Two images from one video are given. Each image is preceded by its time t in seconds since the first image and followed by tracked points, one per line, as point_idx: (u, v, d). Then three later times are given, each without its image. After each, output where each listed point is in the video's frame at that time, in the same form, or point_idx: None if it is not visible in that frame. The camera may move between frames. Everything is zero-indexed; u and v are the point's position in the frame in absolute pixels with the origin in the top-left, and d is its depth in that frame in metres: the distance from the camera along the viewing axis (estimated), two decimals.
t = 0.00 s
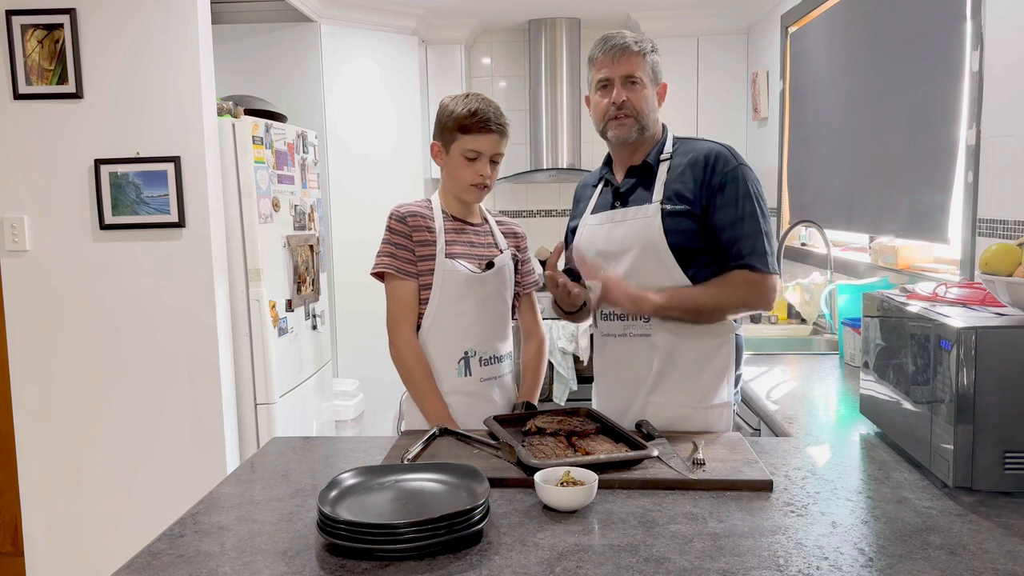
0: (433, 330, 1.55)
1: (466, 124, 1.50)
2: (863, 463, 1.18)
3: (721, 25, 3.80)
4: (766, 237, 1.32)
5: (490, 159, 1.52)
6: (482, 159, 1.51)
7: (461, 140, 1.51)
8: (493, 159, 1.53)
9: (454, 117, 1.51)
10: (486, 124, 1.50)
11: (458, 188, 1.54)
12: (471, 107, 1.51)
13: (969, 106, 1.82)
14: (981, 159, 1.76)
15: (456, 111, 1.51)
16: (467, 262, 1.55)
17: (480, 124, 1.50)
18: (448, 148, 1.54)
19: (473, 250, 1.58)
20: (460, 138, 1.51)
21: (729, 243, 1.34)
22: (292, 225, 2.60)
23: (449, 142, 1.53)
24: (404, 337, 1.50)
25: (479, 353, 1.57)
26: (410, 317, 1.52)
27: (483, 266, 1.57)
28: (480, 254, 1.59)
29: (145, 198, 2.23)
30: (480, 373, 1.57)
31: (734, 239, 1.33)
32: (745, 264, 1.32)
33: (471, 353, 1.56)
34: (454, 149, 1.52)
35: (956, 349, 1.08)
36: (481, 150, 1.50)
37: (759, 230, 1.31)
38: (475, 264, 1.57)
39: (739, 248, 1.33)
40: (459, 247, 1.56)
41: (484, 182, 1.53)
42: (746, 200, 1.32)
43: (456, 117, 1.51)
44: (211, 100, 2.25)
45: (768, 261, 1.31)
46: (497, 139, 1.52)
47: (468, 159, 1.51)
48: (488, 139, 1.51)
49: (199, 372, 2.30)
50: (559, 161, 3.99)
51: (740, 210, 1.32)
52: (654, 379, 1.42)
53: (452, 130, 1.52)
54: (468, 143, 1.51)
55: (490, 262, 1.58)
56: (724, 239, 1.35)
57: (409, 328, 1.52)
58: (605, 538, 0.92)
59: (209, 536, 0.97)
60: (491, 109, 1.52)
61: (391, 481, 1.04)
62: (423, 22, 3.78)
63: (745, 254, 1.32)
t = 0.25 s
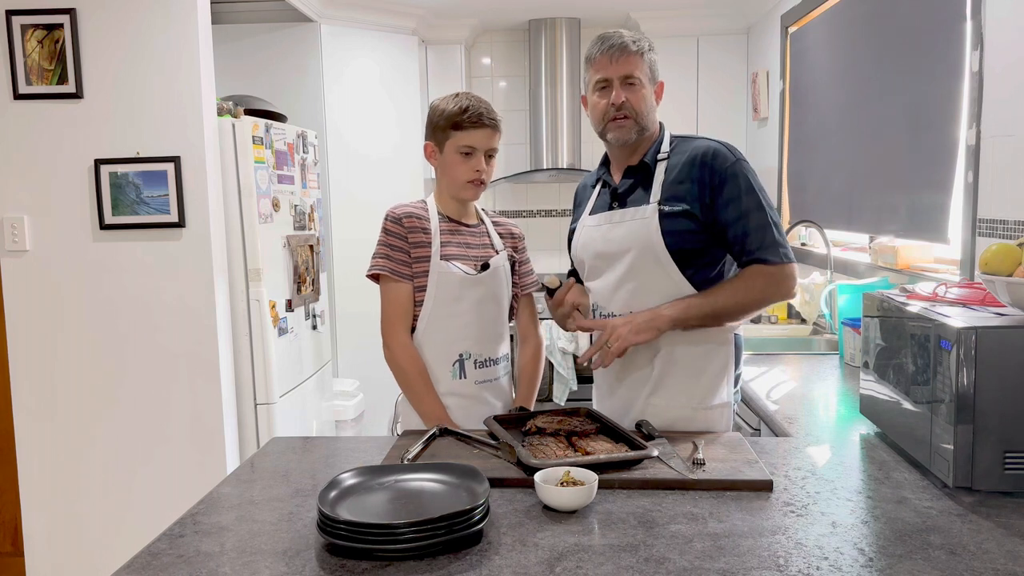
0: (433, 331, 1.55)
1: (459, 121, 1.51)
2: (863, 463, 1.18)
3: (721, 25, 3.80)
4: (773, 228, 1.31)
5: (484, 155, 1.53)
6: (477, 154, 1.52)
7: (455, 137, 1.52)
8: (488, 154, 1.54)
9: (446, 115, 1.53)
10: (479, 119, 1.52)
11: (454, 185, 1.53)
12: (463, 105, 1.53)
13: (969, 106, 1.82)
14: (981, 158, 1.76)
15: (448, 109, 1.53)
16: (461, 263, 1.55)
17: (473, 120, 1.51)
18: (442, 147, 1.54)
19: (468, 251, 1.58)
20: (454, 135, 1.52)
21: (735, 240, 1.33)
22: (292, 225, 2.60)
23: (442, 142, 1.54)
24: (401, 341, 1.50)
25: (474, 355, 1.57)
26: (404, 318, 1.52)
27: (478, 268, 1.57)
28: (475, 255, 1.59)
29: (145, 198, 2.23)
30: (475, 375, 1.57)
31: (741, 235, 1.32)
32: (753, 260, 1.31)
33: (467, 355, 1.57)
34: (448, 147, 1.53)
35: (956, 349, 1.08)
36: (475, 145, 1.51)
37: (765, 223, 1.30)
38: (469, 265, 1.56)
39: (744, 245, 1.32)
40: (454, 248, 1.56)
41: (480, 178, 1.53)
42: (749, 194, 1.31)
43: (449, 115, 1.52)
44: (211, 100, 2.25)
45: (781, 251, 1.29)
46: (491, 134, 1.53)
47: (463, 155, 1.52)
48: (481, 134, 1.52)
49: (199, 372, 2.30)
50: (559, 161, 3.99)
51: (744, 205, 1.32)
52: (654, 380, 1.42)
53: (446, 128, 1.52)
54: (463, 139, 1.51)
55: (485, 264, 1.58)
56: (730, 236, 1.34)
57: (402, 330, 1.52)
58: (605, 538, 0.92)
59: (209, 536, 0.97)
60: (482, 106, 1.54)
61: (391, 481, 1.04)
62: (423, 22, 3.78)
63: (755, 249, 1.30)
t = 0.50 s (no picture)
0: (432, 331, 1.55)
1: (455, 120, 1.52)
2: (863, 463, 1.18)
3: (720, 25, 3.80)
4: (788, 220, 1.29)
5: (482, 152, 1.53)
6: (476, 152, 1.52)
7: (452, 136, 1.52)
8: (486, 151, 1.54)
9: (442, 115, 1.53)
10: (475, 117, 1.52)
11: (454, 185, 1.53)
12: (459, 104, 1.53)
13: (969, 106, 1.82)
14: (981, 158, 1.76)
15: (444, 109, 1.53)
16: (459, 265, 1.55)
17: (469, 118, 1.51)
18: (440, 147, 1.54)
19: (466, 253, 1.58)
20: (451, 134, 1.52)
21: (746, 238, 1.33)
22: (292, 225, 2.60)
23: (440, 142, 1.54)
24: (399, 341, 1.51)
25: (474, 357, 1.56)
26: (403, 319, 1.53)
27: (476, 269, 1.57)
28: (474, 257, 1.59)
29: (145, 198, 2.23)
30: (475, 378, 1.56)
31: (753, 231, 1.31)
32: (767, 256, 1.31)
33: (466, 358, 1.56)
34: (446, 146, 1.53)
35: (956, 349, 1.08)
36: (474, 143, 1.51)
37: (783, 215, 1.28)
38: (467, 267, 1.56)
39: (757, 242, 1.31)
40: (452, 250, 1.56)
41: (480, 176, 1.53)
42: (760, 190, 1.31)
43: (445, 114, 1.53)
44: (211, 100, 2.25)
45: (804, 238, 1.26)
46: (488, 130, 1.53)
47: (462, 154, 1.52)
48: (478, 130, 1.52)
49: (200, 371, 2.30)
50: (559, 161, 3.99)
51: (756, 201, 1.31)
52: (655, 379, 1.42)
53: (443, 128, 1.53)
54: (460, 138, 1.51)
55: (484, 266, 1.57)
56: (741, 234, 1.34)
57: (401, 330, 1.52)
58: (605, 538, 0.92)
59: (209, 536, 0.97)
60: (478, 104, 1.54)
61: (391, 481, 1.04)
62: (423, 22, 3.78)
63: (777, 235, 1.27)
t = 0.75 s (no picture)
0: (432, 331, 1.55)
1: (459, 119, 1.52)
2: (863, 463, 1.18)
3: (721, 25, 3.80)
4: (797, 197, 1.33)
5: (487, 150, 1.53)
6: (481, 151, 1.52)
7: (456, 135, 1.52)
8: (491, 149, 1.54)
9: (446, 114, 1.53)
10: (480, 115, 1.52)
11: (459, 184, 1.53)
12: (463, 103, 1.54)
13: (969, 106, 1.82)
14: (981, 158, 1.76)
15: (448, 109, 1.53)
16: (463, 266, 1.55)
17: (473, 116, 1.52)
18: (445, 147, 1.55)
19: (471, 254, 1.57)
20: (455, 133, 1.52)
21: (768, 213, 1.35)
22: (292, 225, 2.60)
23: (445, 142, 1.55)
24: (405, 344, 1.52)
25: (478, 358, 1.56)
26: (408, 320, 1.54)
27: (480, 271, 1.56)
28: (478, 258, 1.58)
29: (145, 198, 2.23)
30: (480, 379, 1.56)
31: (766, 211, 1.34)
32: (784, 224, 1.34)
33: (470, 359, 1.56)
34: (451, 145, 1.53)
35: (956, 349, 1.08)
36: (478, 141, 1.51)
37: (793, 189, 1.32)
38: (470, 268, 1.56)
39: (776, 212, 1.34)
40: (456, 251, 1.56)
41: (486, 174, 1.52)
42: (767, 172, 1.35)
43: (449, 114, 1.53)
44: (211, 100, 2.25)
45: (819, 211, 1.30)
46: (492, 129, 1.53)
47: (466, 152, 1.51)
48: (482, 129, 1.52)
49: (200, 371, 2.30)
50: (559, 161, 3.99)
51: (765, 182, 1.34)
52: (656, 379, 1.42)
53: (448, 128, 1.53)
54: (465, 137, 1.51)
55: (488, 267, 1.57)
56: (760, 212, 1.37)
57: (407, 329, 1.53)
58: (605, 538, 0.92)
59: (209, 536, 0.97)
60: (482, 103, 1.55)
61: (391, 481, 1.04)
62: (423, 22, 3.78)
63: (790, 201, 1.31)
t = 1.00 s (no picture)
0: (432, 331, 1.55)
1: (464, 118, 1.52)
2: (862, 463, 1.18)
3: (721, 25, 3.80)
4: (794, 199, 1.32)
5: (491, 149, 1.53)
6: (485, 149, 1.52)
7: (461, 134, 1.52)
8: (495, 148, 1.54)
9: (451, 113, 1.53)
10: (485, 114, 1.52)
11: (464, 182, 1.53)
12: (468, 102, 1.53)
13: (969, 106, 1.82)
14: (981, 158, 1.76)
15: (454, 107, 1.53)
16: (468, 263, 1.55)
17: (478, 115, 1.51)
18: (450, 145, 1.55)
19: (476, 251, 1.58)
20: (460, 132, 1.52)
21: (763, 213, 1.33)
22: (292, 225, 2.60)
23: (450, 141, 1.55)
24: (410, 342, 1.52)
25: (481, 355, 1.56)
26: (413, 319, 1.54)
27: (485, 267, 1.57)
28: (482, 255, 1.58)
29: (145, 198, 2.23)
30: (484, 376, 1.56)
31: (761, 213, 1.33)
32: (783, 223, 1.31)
33: (474, 355, 1.55)
34: (456, 143, 1.53)
35: (956, 349, 1.08)
36: (483, 140, 1.51)
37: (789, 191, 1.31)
38: (475, 265, 1.56)
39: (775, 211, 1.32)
40: (461, 248, 1.56)
41: (489, 173, 1.53)
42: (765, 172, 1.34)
43: (454, 112, 1.53)
44: (211, 100, 2.25)
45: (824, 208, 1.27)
46: (498, 127, 1.53)
47: (471, 151, 1.52)
48: (488, 128, 1.52)
49: (200, 371, 2.30)
50: (559, 161, 3.99)
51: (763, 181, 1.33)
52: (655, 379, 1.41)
53: (452, 126, 1.53)
54: (469, 135, 1.51)
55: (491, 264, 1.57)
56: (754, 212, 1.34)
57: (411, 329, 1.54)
58: (605, 538, 0.92)
59: (209, 536, 0.97)
60: (487, 101, 1.54)
61: (391, 481, 1.04)
62: (423, 22, 3.78)
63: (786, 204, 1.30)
